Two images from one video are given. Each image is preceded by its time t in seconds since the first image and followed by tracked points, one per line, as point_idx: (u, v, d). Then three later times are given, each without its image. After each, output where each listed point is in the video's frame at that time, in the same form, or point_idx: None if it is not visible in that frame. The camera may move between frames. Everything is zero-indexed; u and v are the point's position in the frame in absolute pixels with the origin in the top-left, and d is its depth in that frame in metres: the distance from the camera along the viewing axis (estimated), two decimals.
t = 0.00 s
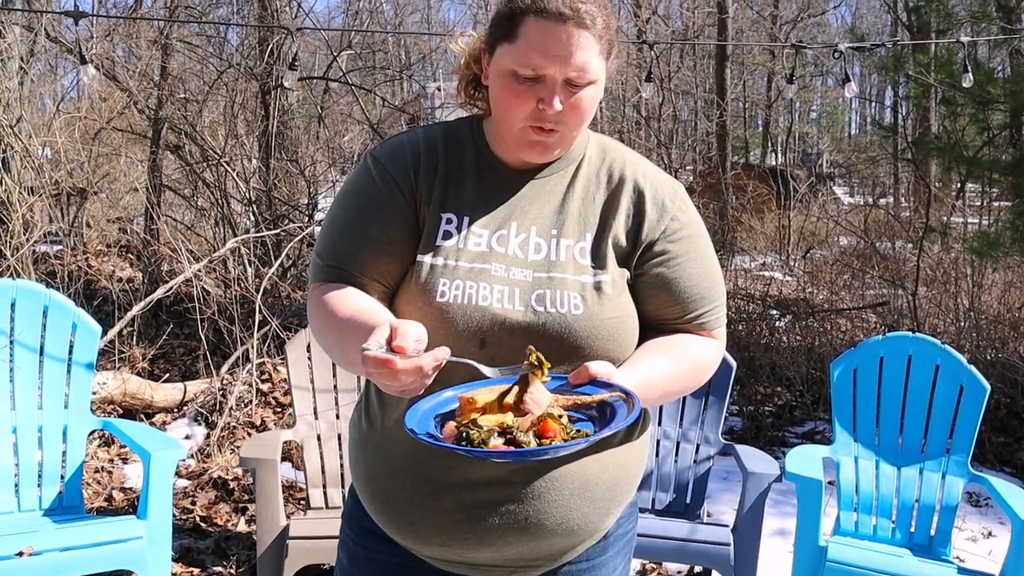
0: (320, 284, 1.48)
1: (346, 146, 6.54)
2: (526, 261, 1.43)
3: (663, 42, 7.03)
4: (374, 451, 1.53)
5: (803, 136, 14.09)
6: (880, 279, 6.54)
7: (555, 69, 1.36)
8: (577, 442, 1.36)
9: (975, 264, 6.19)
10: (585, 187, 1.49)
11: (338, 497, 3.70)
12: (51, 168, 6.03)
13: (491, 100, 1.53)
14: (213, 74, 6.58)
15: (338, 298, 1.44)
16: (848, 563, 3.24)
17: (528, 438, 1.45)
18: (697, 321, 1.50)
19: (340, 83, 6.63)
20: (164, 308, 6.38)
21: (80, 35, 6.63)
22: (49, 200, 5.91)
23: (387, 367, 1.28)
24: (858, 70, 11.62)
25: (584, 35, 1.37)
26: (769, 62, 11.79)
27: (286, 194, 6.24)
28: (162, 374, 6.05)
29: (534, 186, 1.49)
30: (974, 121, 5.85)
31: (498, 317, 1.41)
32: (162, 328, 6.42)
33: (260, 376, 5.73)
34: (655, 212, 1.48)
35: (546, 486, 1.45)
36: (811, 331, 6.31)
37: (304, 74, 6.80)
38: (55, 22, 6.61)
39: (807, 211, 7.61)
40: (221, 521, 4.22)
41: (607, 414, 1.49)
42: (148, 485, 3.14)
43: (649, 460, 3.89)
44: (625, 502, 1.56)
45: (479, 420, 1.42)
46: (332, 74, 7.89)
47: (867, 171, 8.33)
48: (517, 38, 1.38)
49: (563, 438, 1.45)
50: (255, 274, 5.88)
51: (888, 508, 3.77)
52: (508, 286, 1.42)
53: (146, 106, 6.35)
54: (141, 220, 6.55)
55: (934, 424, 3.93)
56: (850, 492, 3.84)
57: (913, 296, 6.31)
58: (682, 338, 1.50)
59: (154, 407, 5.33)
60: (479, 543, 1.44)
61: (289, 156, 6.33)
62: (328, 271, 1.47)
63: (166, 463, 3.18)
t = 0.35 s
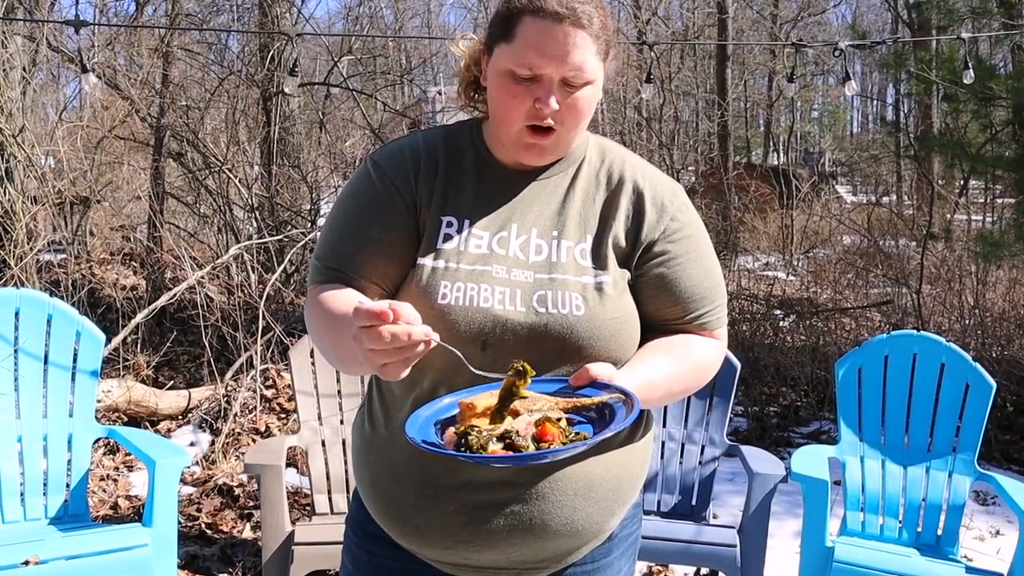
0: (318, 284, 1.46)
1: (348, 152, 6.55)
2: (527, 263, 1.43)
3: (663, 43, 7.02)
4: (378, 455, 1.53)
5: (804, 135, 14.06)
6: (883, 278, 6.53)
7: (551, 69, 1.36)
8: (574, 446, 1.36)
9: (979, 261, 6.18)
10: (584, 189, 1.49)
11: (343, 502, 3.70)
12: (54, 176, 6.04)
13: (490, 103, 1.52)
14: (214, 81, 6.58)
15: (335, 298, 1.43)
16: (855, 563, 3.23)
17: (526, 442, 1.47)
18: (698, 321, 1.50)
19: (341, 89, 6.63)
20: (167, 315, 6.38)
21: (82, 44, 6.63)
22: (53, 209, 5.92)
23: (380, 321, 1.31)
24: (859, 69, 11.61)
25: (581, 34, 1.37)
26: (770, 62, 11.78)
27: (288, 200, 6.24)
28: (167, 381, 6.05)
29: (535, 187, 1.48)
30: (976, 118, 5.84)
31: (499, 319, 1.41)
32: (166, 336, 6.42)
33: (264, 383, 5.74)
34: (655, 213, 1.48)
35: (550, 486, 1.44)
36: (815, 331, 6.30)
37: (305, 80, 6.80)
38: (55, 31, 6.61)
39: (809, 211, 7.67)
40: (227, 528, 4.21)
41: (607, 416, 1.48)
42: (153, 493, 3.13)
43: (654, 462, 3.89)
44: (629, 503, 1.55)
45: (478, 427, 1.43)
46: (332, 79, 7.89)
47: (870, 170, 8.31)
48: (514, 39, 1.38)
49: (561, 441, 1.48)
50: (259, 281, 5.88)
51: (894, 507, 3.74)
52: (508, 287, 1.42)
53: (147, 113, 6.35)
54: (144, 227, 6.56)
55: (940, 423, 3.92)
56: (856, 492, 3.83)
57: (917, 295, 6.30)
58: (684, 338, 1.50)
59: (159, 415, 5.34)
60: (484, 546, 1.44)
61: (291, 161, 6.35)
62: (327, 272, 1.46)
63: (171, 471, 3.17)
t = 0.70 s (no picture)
0: (317, 279, 1.46)
1: (350, 155, 6.57)
2: (525, 266, 1.44)
3: (665, 45, 7.02)
4: (378, 456, 1.53)
5: (807, 136, 14.03)
6: (886, 279, 6.53)
7: (545, 73, 1.37)
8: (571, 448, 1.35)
9: (982, 262, 6.18)
10: (583, 192, 1.50)
11: (345, 504, 3.71)
12: (57, 180, 6.06)
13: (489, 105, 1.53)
14: (217, 84, 6.59)
15: (340, 285, 1.43)
16: (857, 564, 3.23)
17: (522, 446, 1.46)
18: (698, 323, 1.50)
19: (343, 92, 6.65)
20: (170, 318, 6.39)
21: (84, 49, 6.65)
22: (55, 213, 5.93)
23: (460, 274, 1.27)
24: (862, 70, 11.60)
25: (575, 39, 1.37)
26: (772, 63, 11.77)
27: (291, 203, 6.26)
28: (170, 384, 6.07)
29: (533, 190, 1.49)
30: (978, 119, 5.84)
31: (497, 321, 1.42)
32: (168, 339, 6.42)
33: (267, 385, 5.75)
34: (653, 215, 1.48)
35: (549, 488, 1.45)
36: (818, 332, 6.30)
37: (308, 83, 6.80)
38: (58, 36, 6.62)
39: (811, 212, 7.69)
40: (229, 530, 4.22)
41: (604, 420, 1.45)
42: (155, 495, 3.14)
43: (656, 463, 3.90)
44: (628, 503, 1.56)
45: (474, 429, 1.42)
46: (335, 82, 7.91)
47: (873, 171, 8.30)
48: (508, 43, 1.39)
49: (557, 445, 1.46)
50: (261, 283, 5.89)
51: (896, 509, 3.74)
52: (507, 290, 1.42)
53: (150, 117, 6.37)
54: (147, 230, 6.57)
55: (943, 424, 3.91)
56: (858, 492, 3.83)
57: (920, 295, 6.29)
58: (682, 340, 1.50)
59: (161, 417, 5.35)
60: (483, 546, 1.44)
61: (293, 165, 6.36)
62: (325, 268, 1.46)
63: (173, 474, 3.18)
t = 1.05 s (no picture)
0: (317, 282, 1.47)
1: (350, 156, 6.58)
2: (524, 267, 1.44)
3: (666, 45, 7.01)
4: (378, 456, 1.54)
5: (807, 136, 14.02)
6: (887, 278, 6.53)
7: (544, 75, 1.37)
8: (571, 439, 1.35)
9: (983, 262, 6.19)
10: (581, 192, 1.50)
11: (345, 505, 3.71)
12: (57, 182, 6.06)
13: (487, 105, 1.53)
14: (218, 85, 6.59)
15: (342, 290, 1.44)
16: (857, 564, 3.23)
17: (522, 439, 1.44)
18: (696, 322, 1.51)
19: (344, 93, 6.65)
20: (171, 320, 6.40)
21: (84, 50, 6.65)
22: (55, 215, 5.94)
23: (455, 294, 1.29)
24: (862, 70, 11.59)
25: (574, 41, 1.38)
26: (773, 63, 11.77)
27: (292, 204, 6.27)
28: (171, 385, 6.08)
29: (531, 190, 1.49)
30: (979, 118, 5.84)
31: (496, 321, 1.42)
32: (169, 340, 6.43)
33: (268, 386, 5.76)
34: (651, 215, 1.49)
35: (548, 487, 1.45)
36: (818, 332, 6.30)
37: (308, 84, 6.79)
38: (59, 38, 6.64)
39: (812, 212, 7.69)
40: (231, 531, 4.23)
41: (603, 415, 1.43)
42: (155, 496, 3.15)
43: (656, 463, 3.90)
44: (627, 502, 1.56)
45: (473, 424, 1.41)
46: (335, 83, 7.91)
47: (873, 170, 8.29)
48: (507, 45, 1.39)
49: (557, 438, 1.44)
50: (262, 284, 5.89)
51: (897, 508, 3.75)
52: (506, 291, 1.43)
53: (151, 119, 6.38)
54: (147, 232, 6.58)
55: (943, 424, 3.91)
56: (858, 492, 3.83)
57: (921, 295, 6.29)
58: (681, 339, 1.51)
59: (162, 419, 5.36)
60: (483, 546, 1.45)
61: (294, 166, 6.37)
62: (325, 270, 1.47)
63: (174, 475, 3.19)
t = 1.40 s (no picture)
0: (320, 290, 1.49)
1: (351, 153, 6.57)
2: (527, 265, 1.44)
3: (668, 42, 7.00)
4: (381, 456, 1.53)
5: (808, 134, 13.99)
6: (888, 276, 6.52)
7: (546, 72, 1.37)
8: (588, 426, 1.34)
9: (985, 259, 6.18)
10: (584, 191, 1.50)
11: (347, 503, 3.71)
12: (58, 181, 6.06)
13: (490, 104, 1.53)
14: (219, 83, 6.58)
15: (333, 302, 1.45)
16: (860, 562, 3.23)
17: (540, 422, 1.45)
18: (701, 320, 1.50)
19: (345, 91, 6.65)
20: (172, 318, 6.39)
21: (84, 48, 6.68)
22: (57, 213, 5.95)
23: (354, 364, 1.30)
24: (863, 68, 11.57)
25: (576, 38, 1.37)
26: (774, 61, 11.75)
27: (293, 202, 6.27)
28: (172, 384, 6.08)
29: (534, 189, 1.49)
30: (980, 116, 5.84)
31: (499, 320, 1.43)
32: (171, 338, 6.43)
33: (270, 385, 5.76)
34: (654, 214, 1.49)
35: (552, 486, 1.45)
36: (819, 330, 6.30)
37: (309, 83, 6.78)
38: (59, 37, 6.62)
39: (813, 210, 7.68)
40: (233, 530, 4.23)
41: (619, 404, 1.43)
42: (157, 495, 3.14)
43: (657, 462, 3.89)
44: (632, 502, 1.56)
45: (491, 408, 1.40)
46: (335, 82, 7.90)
47: (875, 167, 8.24)
48: (510, 42, 1.39)
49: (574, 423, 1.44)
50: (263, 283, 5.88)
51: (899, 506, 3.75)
52: (509, 289, 1.43)
53: (152, 117, 6.37)
54: (148, 231, 6.58)
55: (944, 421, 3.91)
56: (860, 490, 3.83)
57: (922, 293, 6.28)
58: (686, 335, 1.50)
59: (164, 418, 5.36)
60: (486, 546, 1.45)
61: (295, 164, 6.36)
62: (327, 279, 1.49)
63: (176, 473, 3.18)
